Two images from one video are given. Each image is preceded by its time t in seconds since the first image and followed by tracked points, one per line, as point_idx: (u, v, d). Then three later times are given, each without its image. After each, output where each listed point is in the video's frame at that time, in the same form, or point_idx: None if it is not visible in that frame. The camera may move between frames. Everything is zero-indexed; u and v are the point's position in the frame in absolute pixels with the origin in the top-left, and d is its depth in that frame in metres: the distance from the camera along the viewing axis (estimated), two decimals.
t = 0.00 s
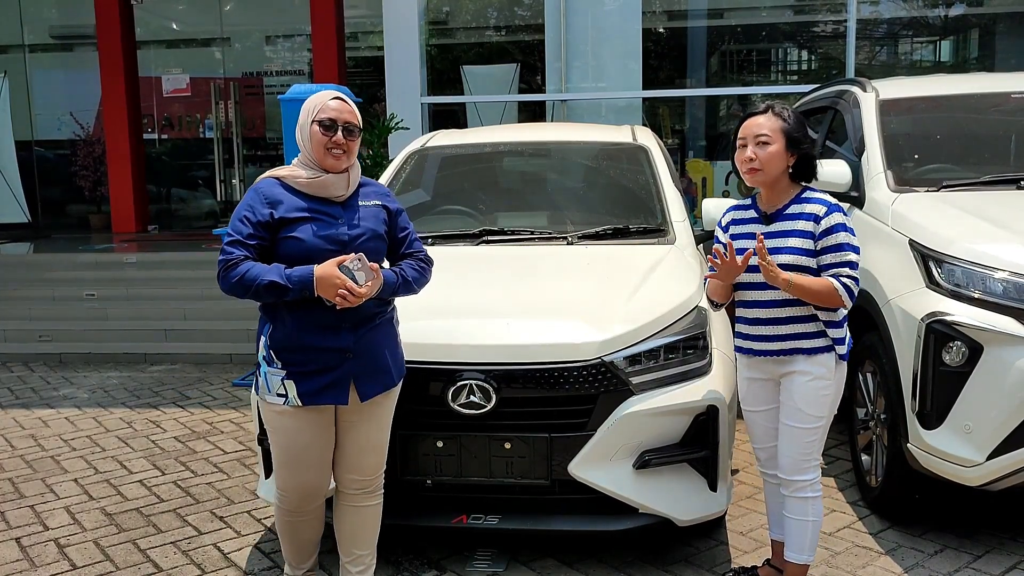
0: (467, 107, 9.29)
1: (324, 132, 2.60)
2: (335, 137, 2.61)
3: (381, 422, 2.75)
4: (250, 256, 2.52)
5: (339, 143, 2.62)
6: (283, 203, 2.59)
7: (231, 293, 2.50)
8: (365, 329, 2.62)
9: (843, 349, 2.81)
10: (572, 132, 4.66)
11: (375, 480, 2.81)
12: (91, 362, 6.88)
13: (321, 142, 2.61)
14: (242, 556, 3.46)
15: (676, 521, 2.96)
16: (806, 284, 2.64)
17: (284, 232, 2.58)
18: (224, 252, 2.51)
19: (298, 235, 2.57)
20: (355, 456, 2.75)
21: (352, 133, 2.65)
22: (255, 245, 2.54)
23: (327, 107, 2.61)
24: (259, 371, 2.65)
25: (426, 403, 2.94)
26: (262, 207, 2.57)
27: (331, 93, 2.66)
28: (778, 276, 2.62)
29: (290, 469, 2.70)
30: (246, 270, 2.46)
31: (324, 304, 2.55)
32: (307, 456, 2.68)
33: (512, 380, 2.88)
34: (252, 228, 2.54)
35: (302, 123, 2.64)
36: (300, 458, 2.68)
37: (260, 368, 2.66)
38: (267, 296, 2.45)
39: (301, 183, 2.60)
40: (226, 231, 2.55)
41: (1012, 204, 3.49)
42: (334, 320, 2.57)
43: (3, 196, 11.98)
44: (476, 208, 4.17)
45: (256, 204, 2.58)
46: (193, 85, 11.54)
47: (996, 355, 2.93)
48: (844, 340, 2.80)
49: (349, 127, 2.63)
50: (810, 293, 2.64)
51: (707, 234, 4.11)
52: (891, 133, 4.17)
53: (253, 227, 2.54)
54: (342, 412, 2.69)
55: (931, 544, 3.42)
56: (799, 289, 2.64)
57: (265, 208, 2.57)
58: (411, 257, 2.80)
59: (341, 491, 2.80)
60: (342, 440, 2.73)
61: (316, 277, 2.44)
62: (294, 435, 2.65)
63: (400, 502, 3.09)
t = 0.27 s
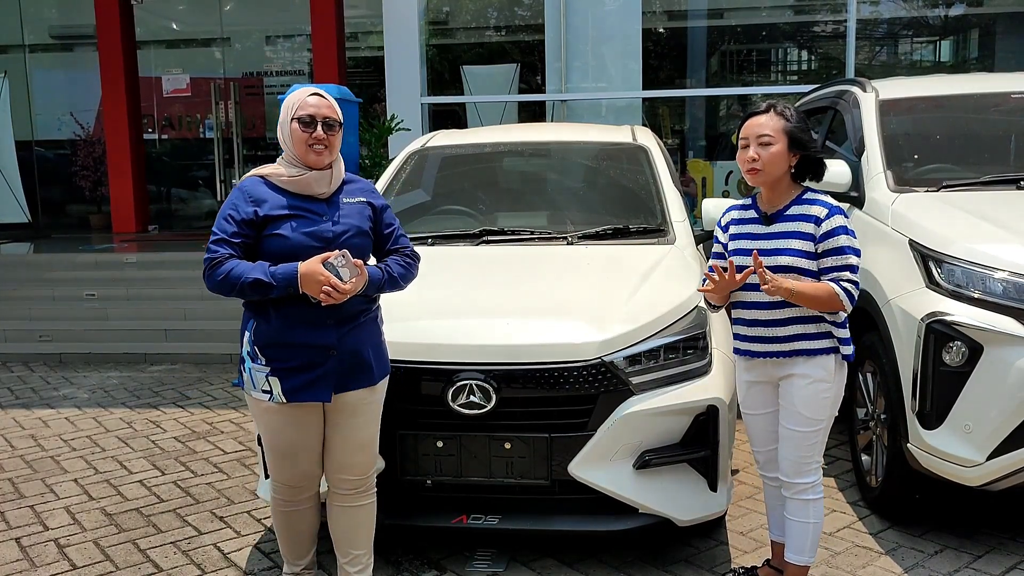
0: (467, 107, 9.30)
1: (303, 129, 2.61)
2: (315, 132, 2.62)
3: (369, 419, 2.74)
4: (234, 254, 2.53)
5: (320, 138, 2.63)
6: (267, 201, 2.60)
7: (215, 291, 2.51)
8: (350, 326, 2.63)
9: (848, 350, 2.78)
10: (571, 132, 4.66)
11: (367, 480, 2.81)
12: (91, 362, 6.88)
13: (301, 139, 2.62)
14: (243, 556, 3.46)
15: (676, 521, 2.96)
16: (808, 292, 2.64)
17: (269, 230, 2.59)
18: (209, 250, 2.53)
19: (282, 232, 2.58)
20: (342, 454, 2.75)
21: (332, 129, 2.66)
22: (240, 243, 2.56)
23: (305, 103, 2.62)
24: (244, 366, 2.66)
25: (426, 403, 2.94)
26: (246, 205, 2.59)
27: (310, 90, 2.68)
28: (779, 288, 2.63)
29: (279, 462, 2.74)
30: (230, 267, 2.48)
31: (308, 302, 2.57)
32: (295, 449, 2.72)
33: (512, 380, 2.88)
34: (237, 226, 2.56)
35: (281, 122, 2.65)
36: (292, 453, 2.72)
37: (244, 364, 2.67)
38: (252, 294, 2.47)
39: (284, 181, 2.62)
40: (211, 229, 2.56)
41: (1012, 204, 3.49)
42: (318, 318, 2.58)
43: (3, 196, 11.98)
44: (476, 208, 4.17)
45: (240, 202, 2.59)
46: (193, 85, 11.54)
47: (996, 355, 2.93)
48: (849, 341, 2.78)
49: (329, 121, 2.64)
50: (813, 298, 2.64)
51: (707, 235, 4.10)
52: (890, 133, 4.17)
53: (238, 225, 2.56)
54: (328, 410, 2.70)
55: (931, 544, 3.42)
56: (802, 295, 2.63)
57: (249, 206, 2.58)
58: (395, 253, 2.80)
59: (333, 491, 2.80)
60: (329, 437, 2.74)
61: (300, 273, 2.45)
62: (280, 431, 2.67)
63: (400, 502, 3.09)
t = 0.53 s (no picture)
0: (467, 107, 9.30)
1: (287, 133, 2.60)
2: (298, 135, 2.61)
3: (361, 420, 2.74)
4: (223, 262, 2.53)
5: (305, 143, 2.62)
6: (253, 209, 2.60)
7: (204, 298, 2.51)
8: (337, 327, 2.65)
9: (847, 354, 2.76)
10: (571, 132, 4.66)
11: (370, 484, 2.79)
12: (91, 362, 6.88)
13: (285, 143, 2.60)
14: (242, 556, 3.46)
15: (676, 521, 2.96)
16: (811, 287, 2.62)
17: (255, 237, 2.59)
18: (196, 259, 2.52)
19: (270, 239, 2.59)
20: (339, 456, 2.73)
21: (316, 131, 2.65)
22: (227, 251, 2.56)
23: (288, 108, 2.62)
24: (230, 366, 2.69)
25: (426, 403, 2.94)
26: (232, 213, 2.58)
27: (291, 95, 2.68)
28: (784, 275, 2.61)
29: (268, 457, 2.77)
30: (219, 275, 2.48)
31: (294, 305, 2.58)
32: (284, 445, 2.75)
33: (512, 380, 2.88)
34: (223, 234, 2.55)
35: (264, 127, 2.63)
36: (281, 448, 2.75)
37: (230, 364, 2.69)
38: (241, 301, 2.47)
39: (269, 188, 2.61)
40: (198, 238, 2.56)
41: (1012, 204, 3.49)
42: (304, 320, 2.60)
43: (3, 196, 11.98)
44: (475, 207, 4.17)
45: (225, 210, 2.58)
46: (193, 85, 11.54)
47: (996, 355, 2.93)
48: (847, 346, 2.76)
49: (313, 125, 2.64)
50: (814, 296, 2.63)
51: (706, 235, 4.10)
52: (890, 133, 4.17)
53: (224, 234, 2.55)
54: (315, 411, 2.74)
55: (931, 544, 3.42)
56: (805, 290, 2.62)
57: (235, 214, 2.58)
58: (379, 254, 2.83)
59: (335, 496, 2.78)
60: (317, 437, 2.76)
61: (289, 279, 2.45)
62: (269, 427, 2.71)
63: (400, 502, 3.09)
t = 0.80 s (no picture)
0: (467, 107, 9.30)
1: (284, 134, 2.60)
2: (296, 137, 2.62)
3: (354, 418, 2.75)
4: (212, 262, 2.54)
5: (301, 144, 2.64)
6: (243, 209, 2.60)
7: (194, 298, 2.52)
8: (329, 327, 2.66)
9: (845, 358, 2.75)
10: (571, 132, 4.66)
11: (363, 482, 2.79)
12: (92, 362, 6.88)
13: (283, 144, 2.61)
14: (243, 556, 3.46)
15: (675, 521, 2.97)
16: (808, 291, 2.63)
17: (245, 237, 2.59)
18: (186, 259, 2.53)
19: (259, 239, 2.59)
20: (334, 454, 2.73)
21: (310, 132, 2.67)
22: (216, 250, 2.56)
23: (282, 108, 2.61)
24: (222, 367, 2.69)
25: (426, 403, 2.94)
26: (221, 213, 2.58)
27: (282, 95, 2.66)
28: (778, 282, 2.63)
29: (265, 457, 2.77)
30: (209, 275, 2.48)
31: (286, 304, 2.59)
32: (280, 445, 2.75)
33: (512, 380, 2.88)
34: (213, 233, 2.55)
35: (257, 127, 2.61)
36: (276, 447, 2.75)
37: (222, 365, 2.69)
38: (231, 300, 2.48)
39: (260, 187, 2.61)
40: (186, 238, 2.56)
41: (1012, 205, 3.49)
42: (296, 319, 2.61)
43: (3, 196, 11.98)
44: (476, 208, 4.17)
45: (215, 210, 2.58)
46: (193, 85, 11.55)
47: (996, 355, 2.93)
48: (845, 349, 2.75)
49: (308, 126, 2.65)
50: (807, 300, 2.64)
51: (707, 235, 4.10)
52: (890, 133, 4.17)
53: (214, 233, 2.56)
54: (308, 409, 2.73)
55: (931, 544, 3.42)
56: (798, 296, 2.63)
57: (225, 213, 2.58)
58: (369, 253, 2.83)
59: (328, 494, 2.78)
60: (311, 437, 2.76)
61: (278, 278, 2.45)
62: (265, 427, 2.71)
63: (400, 501, 3.09)
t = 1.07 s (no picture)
0: (467, 107, 9.30)
1: (280, 136, 2.60)
2: (291, 138, 2.62)
3: (353, 417, 2.75)
4: (209, 264, 2.53)
5: (296, 145, 2.64)
6: (239, 210, 2.59)
7: (193, 301, 2.51)
8: (327, 327, 2.66)
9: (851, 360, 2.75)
10: (571, 132, 4.66)
11: (361, 481, 2.79)
12: (92, 362, 6.88)
13: (278, 145, 2.60)
14: (243, 556, 3.46)
15: (675, 521, 2.96)
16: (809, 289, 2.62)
17: (242, 238, 2.59)
18: (183, 262, 2.52)
19: (256, 240, 2.59)
20: (334, 454, 2.73)
21: (303, 132, 2.67)
22: (213, 253, 2.56)
23: (276, 110, 2.60)
24: (220, 368, 2.68)
25: (426, 403, 2.94)
26: (217, 215, 2.57)
27: (274, 96, 2.65)
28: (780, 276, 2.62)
29: (264, 458, 2.77)
30: (207, 277, 2.48)
31: (285, 305, 2.59)
32: (279, 445, 2.75)
33: (512, 380, 2.88)
34: (209, 236, 2.55)
35: (251, 129, 2.60)
36: (274, 448, 2.75)
37: (221, 366, 2.69)
38: (231, 302, 2.48)
39: (255, 187, 2.61)
40: (183, 241, 2.55)
41: (1012, 205, 3.49)
42: (295, 319, 2.60)
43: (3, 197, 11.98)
44: (476, 208, 4.17)
45: (210, 212, 2.58)
46: (193, 85, 11.55)
47: (996, 355, 2.93)
48: (851, 350, 2.75)
49: (301, 126, 2.65)
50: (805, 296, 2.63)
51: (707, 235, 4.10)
52: (891, 133, 4.17)
53: (210, 236, 2.55)
54: (305, 409, 2.73)
55: (931, 544, 3.42)
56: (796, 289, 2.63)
57: (221, 215, 2.58)
58: (365, 251, 2.84)
59: (327, 494, 2.78)
60: (310, 437, 2.76)
61: (278, 278, 2.46)
62: (264, 428, 2.71)
63: (400, 501, 3.09)
